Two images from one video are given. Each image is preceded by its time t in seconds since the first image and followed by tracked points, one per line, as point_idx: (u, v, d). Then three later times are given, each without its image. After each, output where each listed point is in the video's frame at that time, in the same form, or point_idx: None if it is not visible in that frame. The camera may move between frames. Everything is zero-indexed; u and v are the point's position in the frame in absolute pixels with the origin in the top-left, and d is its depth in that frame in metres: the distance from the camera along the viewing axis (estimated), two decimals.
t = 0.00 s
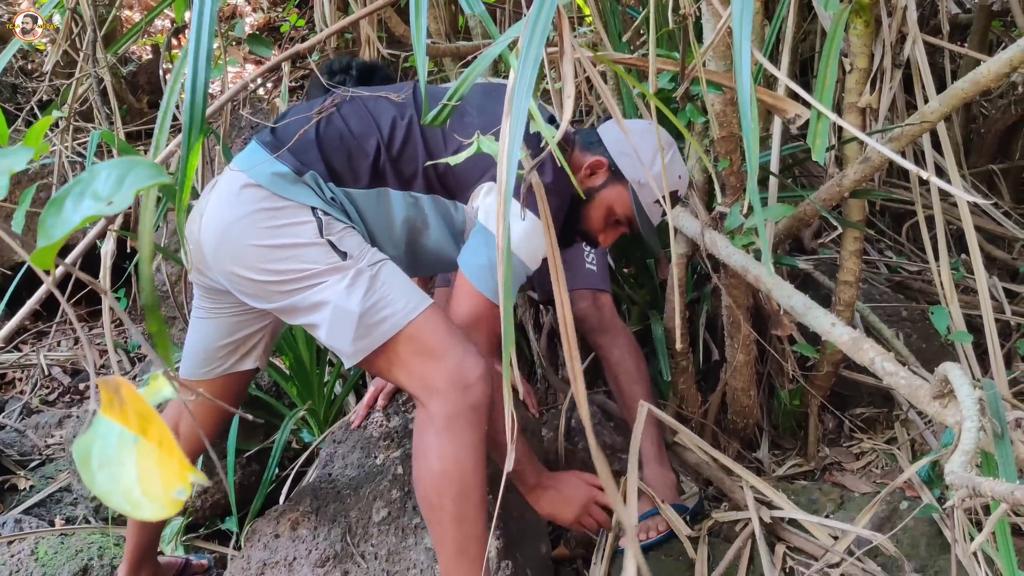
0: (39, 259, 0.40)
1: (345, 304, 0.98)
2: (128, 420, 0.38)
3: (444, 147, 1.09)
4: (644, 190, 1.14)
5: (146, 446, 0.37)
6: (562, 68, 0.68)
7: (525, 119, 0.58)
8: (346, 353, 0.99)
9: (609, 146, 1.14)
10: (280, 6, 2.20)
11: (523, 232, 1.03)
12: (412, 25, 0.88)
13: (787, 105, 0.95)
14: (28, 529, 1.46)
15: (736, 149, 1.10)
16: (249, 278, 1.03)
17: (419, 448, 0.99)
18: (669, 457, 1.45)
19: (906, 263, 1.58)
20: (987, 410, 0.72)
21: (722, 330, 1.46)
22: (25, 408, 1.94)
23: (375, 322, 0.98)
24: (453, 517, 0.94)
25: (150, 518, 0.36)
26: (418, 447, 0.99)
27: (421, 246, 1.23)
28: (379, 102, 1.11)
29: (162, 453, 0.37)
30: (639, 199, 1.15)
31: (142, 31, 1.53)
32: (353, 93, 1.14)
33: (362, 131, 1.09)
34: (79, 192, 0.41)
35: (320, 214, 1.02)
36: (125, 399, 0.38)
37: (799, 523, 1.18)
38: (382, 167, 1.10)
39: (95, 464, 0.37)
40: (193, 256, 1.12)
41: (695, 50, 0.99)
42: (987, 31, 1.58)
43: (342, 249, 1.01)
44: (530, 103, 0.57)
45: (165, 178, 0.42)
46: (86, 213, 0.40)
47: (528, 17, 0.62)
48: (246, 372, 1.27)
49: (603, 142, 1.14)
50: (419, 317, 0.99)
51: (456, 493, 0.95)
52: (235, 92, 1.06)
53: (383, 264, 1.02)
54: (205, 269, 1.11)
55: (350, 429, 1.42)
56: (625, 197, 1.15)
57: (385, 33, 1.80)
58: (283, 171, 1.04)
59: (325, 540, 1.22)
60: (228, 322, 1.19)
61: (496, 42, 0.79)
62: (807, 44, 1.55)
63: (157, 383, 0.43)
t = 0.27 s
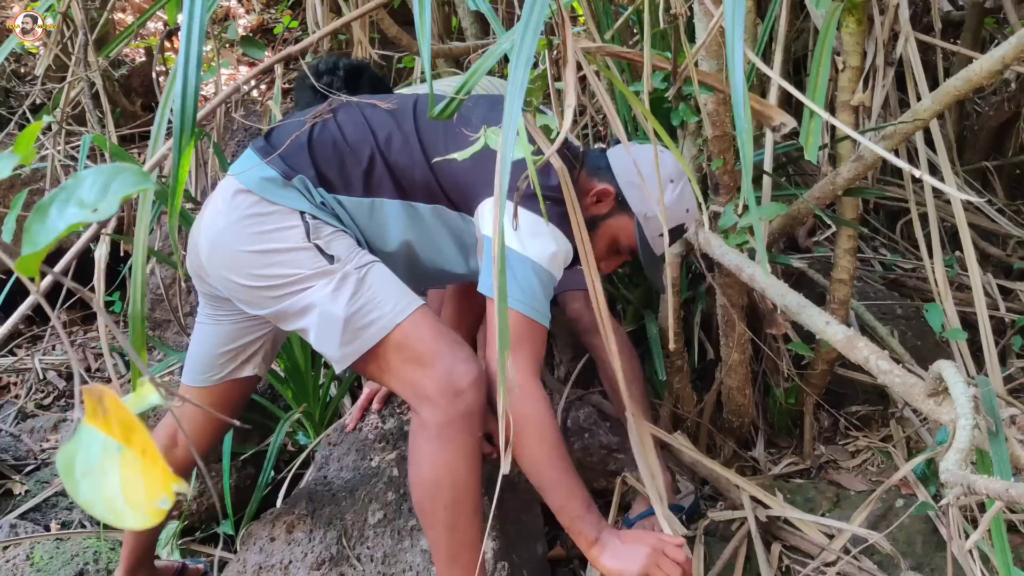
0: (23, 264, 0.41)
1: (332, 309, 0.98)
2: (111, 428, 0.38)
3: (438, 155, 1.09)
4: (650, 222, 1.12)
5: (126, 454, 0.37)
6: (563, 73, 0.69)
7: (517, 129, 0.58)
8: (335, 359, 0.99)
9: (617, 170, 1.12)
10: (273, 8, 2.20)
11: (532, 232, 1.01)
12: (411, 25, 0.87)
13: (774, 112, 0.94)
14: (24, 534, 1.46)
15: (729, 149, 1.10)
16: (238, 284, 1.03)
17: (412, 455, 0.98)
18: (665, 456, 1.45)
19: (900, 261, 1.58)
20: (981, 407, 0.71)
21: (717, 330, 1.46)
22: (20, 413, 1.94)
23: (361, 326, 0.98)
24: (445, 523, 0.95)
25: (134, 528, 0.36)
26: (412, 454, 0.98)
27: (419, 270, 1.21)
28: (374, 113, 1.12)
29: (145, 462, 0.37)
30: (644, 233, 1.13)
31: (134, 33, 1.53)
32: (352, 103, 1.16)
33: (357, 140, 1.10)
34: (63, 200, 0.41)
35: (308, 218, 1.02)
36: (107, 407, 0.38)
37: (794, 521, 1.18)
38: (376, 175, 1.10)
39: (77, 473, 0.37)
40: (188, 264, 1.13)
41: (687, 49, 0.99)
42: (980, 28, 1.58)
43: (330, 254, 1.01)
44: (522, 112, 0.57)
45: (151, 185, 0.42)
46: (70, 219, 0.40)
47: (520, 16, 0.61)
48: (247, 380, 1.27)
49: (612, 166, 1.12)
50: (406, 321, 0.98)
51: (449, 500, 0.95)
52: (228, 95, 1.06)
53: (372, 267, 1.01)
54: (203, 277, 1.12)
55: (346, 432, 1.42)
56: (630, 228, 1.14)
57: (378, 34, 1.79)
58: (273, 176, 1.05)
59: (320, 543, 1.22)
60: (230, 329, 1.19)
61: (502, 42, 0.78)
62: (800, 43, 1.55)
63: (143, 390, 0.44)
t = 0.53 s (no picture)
0: None
1: (331, 310, 0.98)
2: (69, 432, 0.36)
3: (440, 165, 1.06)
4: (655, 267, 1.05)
5: (84, 457, 0.35)
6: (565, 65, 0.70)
7: (515, 111, 0.56)
8: (337, 360, 0.99)
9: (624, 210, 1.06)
10: (265, 8, 2.19)
11: (545, 262, 0.92)
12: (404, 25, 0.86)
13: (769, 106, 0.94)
14: (17, 537, 1.45)
15: (722, 147, 1.10)
16: (241, 287, 1.04)
17: (415, 454, 0.98)
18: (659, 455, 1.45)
19: (893, 259, 1.58)
20: (975, 404, 0.72)
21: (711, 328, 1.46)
22: (12, 415, 1.93)
23: (362, 326, 0.98)
24: (446, 522, 0.94)
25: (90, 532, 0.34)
26: (415, 454, 0.98)
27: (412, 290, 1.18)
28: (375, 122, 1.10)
29: (102, 464, 0.35)
30: (648, 276, 1.06)
31: (125, 34, 1.52)
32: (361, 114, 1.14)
33: (356, 147, 1.08)
34: (24, 201, 0.41)
35: (303, 219, 1.02)
36: (65, 412, 0.35)
37: (789, 519, 1.18)
38: (374, 185, 1.07)
39: (34, 476, 0.35)
40: (193, 270, 1.14)
41: (680, 47, 0.99)
42: (972, 26, 1.58)
43: (328, 255, 1.00)
44: (520, 84, 0.55)
45: (112, 186, 0.41)
46: (29, 221, 0.40)
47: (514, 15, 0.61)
48: (246, 387, 1.26)
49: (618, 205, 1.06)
50: (407, 320, 0.98)
51: (451, 499, 0.94)
52: (220, 93, 1.05)
53: (372, 267, 1.00)
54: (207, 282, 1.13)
55: (341, 432, 1.42)
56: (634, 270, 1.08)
57: (370, 34, 1.79)
58: (269, 177, 1.05)
59: (315, 544, 1.21)
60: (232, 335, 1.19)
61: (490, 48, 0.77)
62: (792, 41, 1.56)
63: (105, 392, 0.40)
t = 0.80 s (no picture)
0: None
1: (344, 317, 0.98)
2: (52, 433, 0.38)
3: (454, 183, 1.05)
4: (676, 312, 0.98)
5: (66, 461, 0.37)
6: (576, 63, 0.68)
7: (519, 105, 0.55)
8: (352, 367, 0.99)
9: (645, 252, 0.98)
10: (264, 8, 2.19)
11: (561, 283, 0.92)
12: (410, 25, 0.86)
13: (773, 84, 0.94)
14: (17, 536, 1.46)
15: (721, 147, 1.11)
16: (253, 298, 1.04)
17: (433, 456, 0.98)
18: (659, 454, 1.45)
19: (893, 258, 1.59)
20: (974, 403, 0.72)
21: (710, 327, 1.46)
22: (12, 414, 1.93)
23: (376, 331, 0.98)
24: (458, 523, 0.95)
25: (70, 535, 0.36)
26: (433, 456, 0.98)
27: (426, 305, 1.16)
28: (396, 137, 1.09)
29: (85, 468, 0.37)
30: (668, 320, 0.99)
31: (125, 34, 1.52)
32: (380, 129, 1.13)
33: (372, 163, 1.07)
34: (7, 204, 0.42)
35: (311, 227, 1.01)
36: (48, 413, 0.38)
37: (788, 518, 1.19)
38: (387, 201, 1.06)
39: (16, 480, 0.37)
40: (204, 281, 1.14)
41: (679, 47, 0.99)
42: (971, 26, 1.59)
43: (337, 261, 1.00)
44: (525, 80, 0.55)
45: (97, 190, 0.42)
46: (14, 224, 0.41)
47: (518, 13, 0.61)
48: (255, 401, 1.25)
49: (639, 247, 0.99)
50: (422, 322, 0.98)
51: (464, 501, 0.95)
52: (221, 94, 1.06)
53: (382, 271, 1.00)
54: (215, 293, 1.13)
55: (340, 432, 1.42)
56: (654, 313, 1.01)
57: (369, 34, 1.79)
58: (278, 185, 1.05)
59: (315, 543, 1.22)
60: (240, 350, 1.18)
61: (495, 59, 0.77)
62: (792, 41, 1.56)
63: (87, 393, 0.42)
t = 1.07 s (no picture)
0: None
1: (354, 328, 0.98)
2: (63, 439, 0.38)
3: (463, 183, 1.04)
4: (694, 320, 0.96)
5: (78, 467, 0.37)
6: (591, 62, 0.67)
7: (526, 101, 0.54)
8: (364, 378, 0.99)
9: (664, 256, 0.97)
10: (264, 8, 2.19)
11: (574, 266, 0.91)
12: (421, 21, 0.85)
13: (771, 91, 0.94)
14: (16, 536, 1.46)
15: (720, 147, 1.11)
16: (260, 318, 1.04)
17: (449, 463, 0.98)
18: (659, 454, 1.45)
19: (892, 258, 1.59)
20: (973, 403, 0.71)
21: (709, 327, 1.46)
22: (11, 414, 1.93)
23: (386, 341, 0.97)
24: (470, 529, 0.96)
25: (82, 540, 0.36)
26: (449, 463, 0.98)
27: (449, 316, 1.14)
28: (406, 150, 1.10)
29: (96, 474, 0.37)
30: (686, 328, 0.97)
31: (124, 33, 1.52)
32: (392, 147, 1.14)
33: (380, 174, 1.07)
34: (19, 210, 0.42)
35: (318, 240, 1.01)
36: (59, 418, 0.38)
37: (787, 518, 1.19)
38: (397, 208, 1.05)
39: (28, 484, 0.37)
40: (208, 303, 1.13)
41: (678, 46, 0.99)
42: (970, 26, 1.59)
43: (345, 273, 1.00)
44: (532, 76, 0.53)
45: (106, 197, 0.42)
46: (26, 229, 0.41)
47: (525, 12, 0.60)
48: (267, 417, 1.20)
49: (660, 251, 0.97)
50: (433, 329, 0.97)
51: (476, 510, 0.95)
52: (219, 94, 1.05)
53: (390, 281, 1.00)
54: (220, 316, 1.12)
55: (339, 432, 1.42)
56: (671, 315, 0.99)
57: (368, 34, 1.79)
58: (285, 203, 1.05)
59: (314, 543, 1.21)
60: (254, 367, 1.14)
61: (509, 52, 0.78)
62: (791, 40, 1.56)
63: (100, 398, 0.41)
